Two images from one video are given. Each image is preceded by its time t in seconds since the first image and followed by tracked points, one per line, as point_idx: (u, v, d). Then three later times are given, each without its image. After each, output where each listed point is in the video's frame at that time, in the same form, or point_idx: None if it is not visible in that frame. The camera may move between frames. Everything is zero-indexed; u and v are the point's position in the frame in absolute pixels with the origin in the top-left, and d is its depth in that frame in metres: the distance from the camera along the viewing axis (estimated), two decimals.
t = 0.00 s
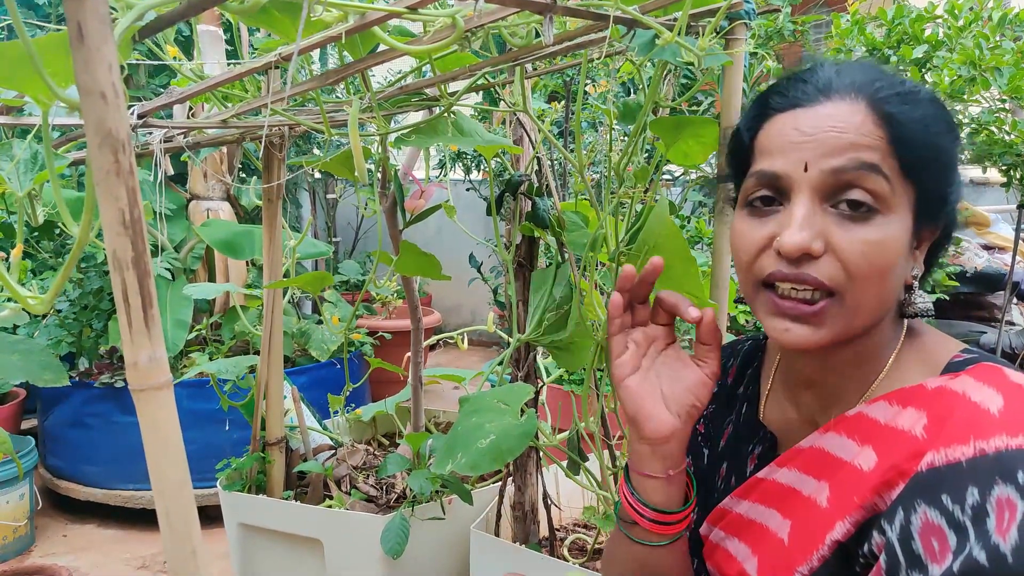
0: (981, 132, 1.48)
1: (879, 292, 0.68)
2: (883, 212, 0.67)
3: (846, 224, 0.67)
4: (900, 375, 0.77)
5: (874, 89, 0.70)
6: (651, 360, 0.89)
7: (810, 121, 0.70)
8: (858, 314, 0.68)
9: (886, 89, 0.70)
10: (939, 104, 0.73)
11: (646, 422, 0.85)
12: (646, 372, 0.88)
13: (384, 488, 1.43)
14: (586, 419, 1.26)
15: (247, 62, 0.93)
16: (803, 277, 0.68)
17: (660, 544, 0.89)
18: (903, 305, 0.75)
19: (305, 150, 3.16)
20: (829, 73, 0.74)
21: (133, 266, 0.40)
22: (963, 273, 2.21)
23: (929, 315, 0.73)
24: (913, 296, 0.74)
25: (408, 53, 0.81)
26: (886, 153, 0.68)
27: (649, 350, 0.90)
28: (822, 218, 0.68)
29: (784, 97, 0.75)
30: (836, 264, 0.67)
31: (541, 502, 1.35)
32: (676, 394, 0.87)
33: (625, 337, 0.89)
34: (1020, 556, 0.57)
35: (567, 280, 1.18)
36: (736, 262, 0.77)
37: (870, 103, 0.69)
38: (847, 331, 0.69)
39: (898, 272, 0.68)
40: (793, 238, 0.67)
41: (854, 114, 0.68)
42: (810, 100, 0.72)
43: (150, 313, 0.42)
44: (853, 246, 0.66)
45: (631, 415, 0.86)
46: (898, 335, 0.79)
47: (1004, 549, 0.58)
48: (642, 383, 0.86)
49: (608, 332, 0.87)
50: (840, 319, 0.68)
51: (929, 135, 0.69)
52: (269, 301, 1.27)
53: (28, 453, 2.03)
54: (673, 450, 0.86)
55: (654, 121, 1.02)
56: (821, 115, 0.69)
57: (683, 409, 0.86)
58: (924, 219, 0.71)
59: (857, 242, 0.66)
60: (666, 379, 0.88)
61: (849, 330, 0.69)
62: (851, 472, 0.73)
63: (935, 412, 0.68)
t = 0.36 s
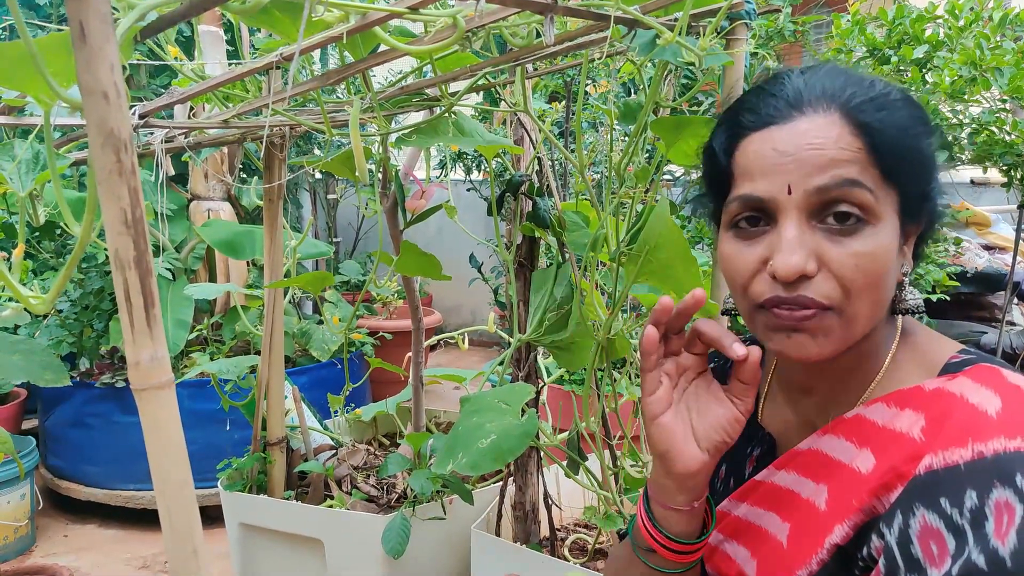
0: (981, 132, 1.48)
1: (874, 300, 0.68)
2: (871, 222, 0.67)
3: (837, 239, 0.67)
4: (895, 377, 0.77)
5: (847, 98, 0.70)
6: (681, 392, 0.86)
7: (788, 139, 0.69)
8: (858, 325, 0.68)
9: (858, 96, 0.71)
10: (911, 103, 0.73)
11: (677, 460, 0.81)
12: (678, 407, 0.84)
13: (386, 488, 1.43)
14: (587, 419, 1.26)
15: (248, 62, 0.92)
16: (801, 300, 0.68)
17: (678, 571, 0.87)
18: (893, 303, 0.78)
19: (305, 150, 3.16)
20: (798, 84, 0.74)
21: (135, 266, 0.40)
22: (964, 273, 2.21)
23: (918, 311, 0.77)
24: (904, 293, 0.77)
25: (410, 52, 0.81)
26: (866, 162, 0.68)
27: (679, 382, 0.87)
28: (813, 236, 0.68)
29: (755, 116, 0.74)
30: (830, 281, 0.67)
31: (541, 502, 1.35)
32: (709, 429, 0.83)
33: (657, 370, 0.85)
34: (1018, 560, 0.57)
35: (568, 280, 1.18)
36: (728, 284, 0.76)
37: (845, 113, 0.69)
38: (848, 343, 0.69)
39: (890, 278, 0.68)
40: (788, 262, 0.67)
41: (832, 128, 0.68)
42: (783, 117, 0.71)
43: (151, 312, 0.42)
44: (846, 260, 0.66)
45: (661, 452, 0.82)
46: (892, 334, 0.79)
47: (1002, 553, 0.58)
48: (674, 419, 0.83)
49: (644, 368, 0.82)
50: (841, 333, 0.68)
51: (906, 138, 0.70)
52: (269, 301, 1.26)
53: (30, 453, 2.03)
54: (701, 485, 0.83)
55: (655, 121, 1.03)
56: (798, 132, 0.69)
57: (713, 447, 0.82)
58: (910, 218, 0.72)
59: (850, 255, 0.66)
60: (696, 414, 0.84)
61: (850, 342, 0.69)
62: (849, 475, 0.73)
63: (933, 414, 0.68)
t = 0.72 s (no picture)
0: (982, 132, 1.48)
1: (868, 298, 0.68)
2: (864, 222, 0.67)
3: (828, 238, 0.67)
4: (896, 378, 0.77)
5: (837, 96, 0.70)
6: (648, 392, 0.86)
7: (780, 140, 0.69)
8: (853, 323, 0.68)
9: (848, 94, 0.70)
10: (904, 101, 0.72)
11: (650, 461, 0.83)
12: (646, 407, 0.85)
13: (386, 488, 1.43)
14: (588, 418, 1.26)
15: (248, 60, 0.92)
16: (793, 299, 0.68)
17: (667, 566, 0.89)
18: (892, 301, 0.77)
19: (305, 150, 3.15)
20: (789, 84, 0.74)
21: (135, 263, 0.40)
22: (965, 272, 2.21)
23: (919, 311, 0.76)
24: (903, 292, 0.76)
25: (411, 50, 0.81)
26: (857, 162, 0.67)
27: (646, 382, 0.86)
28: (804, 236, 0.68)
29: (747, 115, 0.74)
30: (823, 280, 0.67)
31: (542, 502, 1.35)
32: (678, 427, 0.83)
33: (619, 375, 0.86)
34: None
35: (568, 279, 1.18)
36: (726, 285, 0.76)
37: (835, 111, 0.69)
38: (843, 341, 0.69)
39: (885, 276, 0.68)
40: (778, 263, 0.67)
41: (830, 123, 0.68)
42: (774, 118, 0.71)
43: (152, 309, 0.41)
44: (838, 259, 0.66)
45: (633, 454, 0.83)
46: (895, 334, 0.79)
47: (1010, 557, 0.58)
48: (642, 421, 0.83)
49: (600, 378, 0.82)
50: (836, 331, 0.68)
51: (897, 135, 0.69)
52: (270, 301, 1.26)
53: (30, 452, 2.03)
54: (681, 481, 0.84)
55: (656, 120, 1.02)
56: (790, 131, 0.69)
57: (687, 443, 0.83)
58: (906, 215, 0.70)
59: (841, 254, 0.66)
60: (666, 411, 0.84)
61: (845, 340, 0.69)
62: (854, 477, 0.72)
63: (938, 416, 0.68)
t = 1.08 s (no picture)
0: (984, 131, 1.47)
1: (836, 307, 0.68)
2: (812, 237, 0.66)
3: (780, 260, 0.67)
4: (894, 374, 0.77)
5: (763, 123, 0.69)
6: (636, 374, 0.86)
7: (717, 180, 0.68)
8: (826, 334, 0.69)
9: (776, 114, 0.69)
10: (836, 100, 0.70)
11: (640, 444, 0.83)
12: (633, 389, 0.85)
13: (386, 488, 1.43)
14: (588, 418, 1.25)
15: (246, 58, 0.92)
16: (758, 323, 0.70)
17: (661, 554, 0.88)
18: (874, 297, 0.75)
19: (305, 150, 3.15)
20: (714, 121, 0.73)
21: (130, 261, 0.40)
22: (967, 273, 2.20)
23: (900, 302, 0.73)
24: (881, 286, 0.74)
25: (410, 49, 0.81)
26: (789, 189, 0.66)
27: (633, 366, 0.87)
28: (756, 264, 0.68)
29: (687, 157, 0.74)
30: (783, 302, 0.68)
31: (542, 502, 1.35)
32: (667, 409, 0.84)
33: (604, 357, 0.86)
34: (1017, 553, 0.57)
35: (569, 278, 1.17)
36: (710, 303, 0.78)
37: (763, 140, 0.67)
38: (819, 350, 0.70)
39: (849, 282, 0.67)
40: (737, 292, 0.68)
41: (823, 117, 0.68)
42: (709, 155, 0.70)
43: (147, 306, 0.41)
44: (793, 280, 0.66)
45: (622, 436, 0.83)
46: (886, 329, 0.78)
47: (1001, 546, 0.58)
48: (629, 403, 0.84)
49: (585, 359, 0.83)
50: (809, 344, 0.69)
51: (831, 146, 0.67)
52: (269, 300, 1.25)
53: (30, 452, 2.03)
54: (672, 462, 0.84)
55: (655, 119, 1.02)
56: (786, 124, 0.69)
57: (675, 424, 0.83)
58: (866, 215, 0.68)
59: (796, 274, 0.66)
60: (654, 393, 0.85)
61: (823, 349, 0.70)
62: (851, 472, 0.72)
63: (932, 409, 0.67)
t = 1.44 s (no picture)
0: (985, 132, 1.47)
1: (824, 314, 0.68)
2: (793, 246, 0.66)
3: (765, 270, 0.67)
4: (892, 376, 0.77)
5: (741, 134, 0.69)
6: (634, 372, 0.87)
7: (697, 195, 0.69)
8: (815, 342, 0.69)
9: (754, 125, 0.69)
10: (813, 108, 0.70)
11: (638, 441, 0.83)
12: (631, 386, 0.85)
13: (388, 488, 1.43)
14: (589, 419, 1.25)
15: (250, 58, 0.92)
16: (746, 333, 0.70)
17: (661, 553, 0.88)
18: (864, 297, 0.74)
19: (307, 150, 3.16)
20: (693, 135, 0.73)
21: (137, 262, 0.40)
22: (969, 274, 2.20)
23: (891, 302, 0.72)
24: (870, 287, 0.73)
25: (414, 50, 0.81)
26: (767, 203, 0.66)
27: (630, 363, 0.87)
28: (742, 274, 0.68)
29: (668, 172, 0.74)
30: (769, 312, 0.68)
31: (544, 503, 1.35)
32: (665, 404, 0.84)
33: (603, 354, 0.87)
34: (1014, 554, 0.57)
35: (570, 279, 1.16)
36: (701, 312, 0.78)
37: (741, 152, 0.68)
38: (810, 358, 0.70)
39: (834, 287, 0.67)
40: (723, 302, 0.68)
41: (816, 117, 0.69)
42: (689, 169, 0.70)
43: (154, 307, 0.41)
44: (778, 290, 0.67)
45: (622, 432, 0.83)
46: (880, 331, 0.79)
47: (998, 547, 0.58)
48: (627, 400, 0.83)
49: (583, 354, 0.84)
50: (800, 352, 0.70)
51: (808, 156, 0.67)
52: (271, 300, 1.26)
53: (32, 452, 2.03)
54: (671, 459, 0.84)
55: (657, 120, 1.02)
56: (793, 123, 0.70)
57: (672, 420, 0.84)
58: (850, 221, 0.68)
59: (781, 284, 0.66)
60: (651, 391, 0.85)
61: (814, 356, 0.70)
62: (849, 474, 0.72)
63: (929, 410, 0.67)
